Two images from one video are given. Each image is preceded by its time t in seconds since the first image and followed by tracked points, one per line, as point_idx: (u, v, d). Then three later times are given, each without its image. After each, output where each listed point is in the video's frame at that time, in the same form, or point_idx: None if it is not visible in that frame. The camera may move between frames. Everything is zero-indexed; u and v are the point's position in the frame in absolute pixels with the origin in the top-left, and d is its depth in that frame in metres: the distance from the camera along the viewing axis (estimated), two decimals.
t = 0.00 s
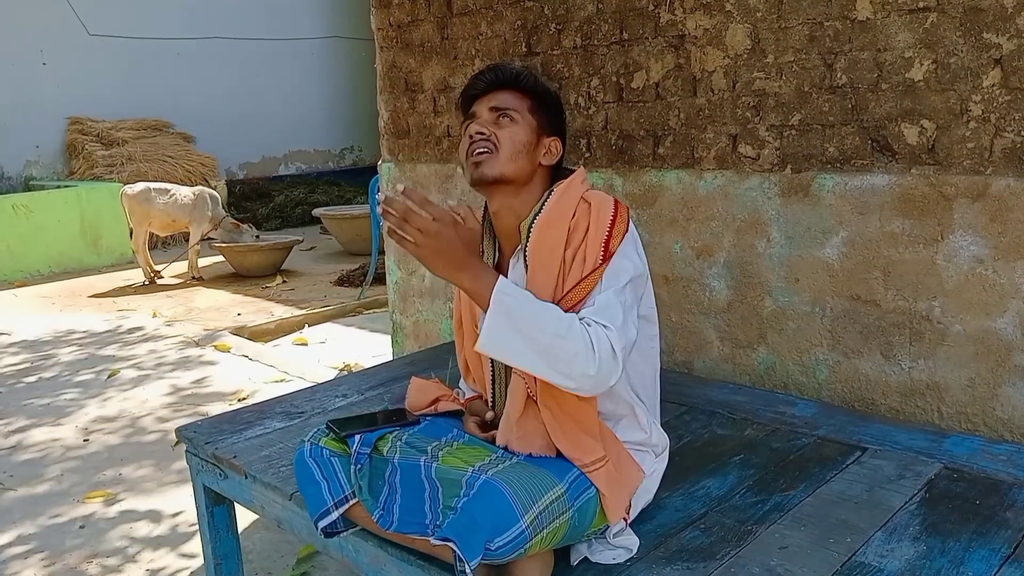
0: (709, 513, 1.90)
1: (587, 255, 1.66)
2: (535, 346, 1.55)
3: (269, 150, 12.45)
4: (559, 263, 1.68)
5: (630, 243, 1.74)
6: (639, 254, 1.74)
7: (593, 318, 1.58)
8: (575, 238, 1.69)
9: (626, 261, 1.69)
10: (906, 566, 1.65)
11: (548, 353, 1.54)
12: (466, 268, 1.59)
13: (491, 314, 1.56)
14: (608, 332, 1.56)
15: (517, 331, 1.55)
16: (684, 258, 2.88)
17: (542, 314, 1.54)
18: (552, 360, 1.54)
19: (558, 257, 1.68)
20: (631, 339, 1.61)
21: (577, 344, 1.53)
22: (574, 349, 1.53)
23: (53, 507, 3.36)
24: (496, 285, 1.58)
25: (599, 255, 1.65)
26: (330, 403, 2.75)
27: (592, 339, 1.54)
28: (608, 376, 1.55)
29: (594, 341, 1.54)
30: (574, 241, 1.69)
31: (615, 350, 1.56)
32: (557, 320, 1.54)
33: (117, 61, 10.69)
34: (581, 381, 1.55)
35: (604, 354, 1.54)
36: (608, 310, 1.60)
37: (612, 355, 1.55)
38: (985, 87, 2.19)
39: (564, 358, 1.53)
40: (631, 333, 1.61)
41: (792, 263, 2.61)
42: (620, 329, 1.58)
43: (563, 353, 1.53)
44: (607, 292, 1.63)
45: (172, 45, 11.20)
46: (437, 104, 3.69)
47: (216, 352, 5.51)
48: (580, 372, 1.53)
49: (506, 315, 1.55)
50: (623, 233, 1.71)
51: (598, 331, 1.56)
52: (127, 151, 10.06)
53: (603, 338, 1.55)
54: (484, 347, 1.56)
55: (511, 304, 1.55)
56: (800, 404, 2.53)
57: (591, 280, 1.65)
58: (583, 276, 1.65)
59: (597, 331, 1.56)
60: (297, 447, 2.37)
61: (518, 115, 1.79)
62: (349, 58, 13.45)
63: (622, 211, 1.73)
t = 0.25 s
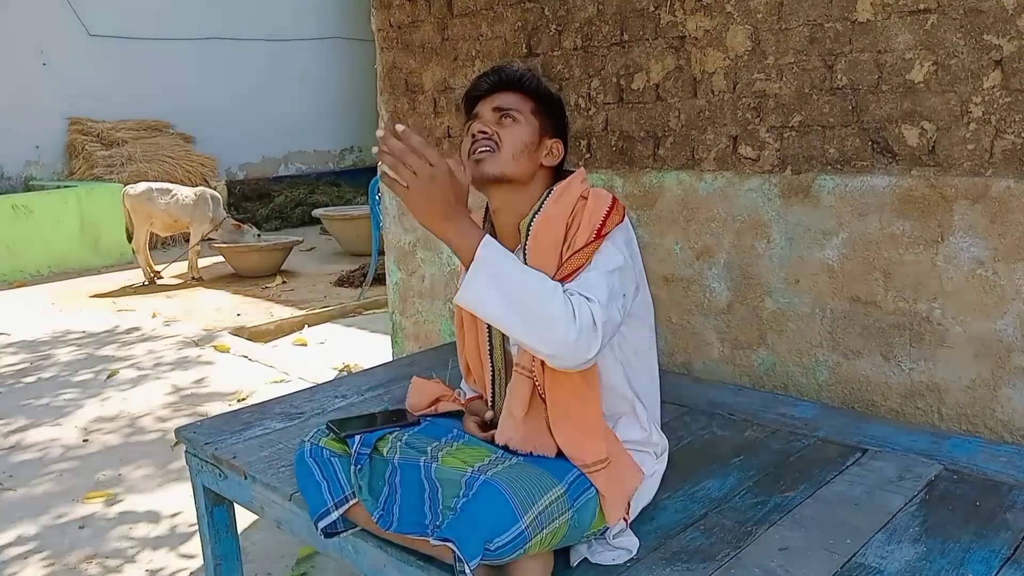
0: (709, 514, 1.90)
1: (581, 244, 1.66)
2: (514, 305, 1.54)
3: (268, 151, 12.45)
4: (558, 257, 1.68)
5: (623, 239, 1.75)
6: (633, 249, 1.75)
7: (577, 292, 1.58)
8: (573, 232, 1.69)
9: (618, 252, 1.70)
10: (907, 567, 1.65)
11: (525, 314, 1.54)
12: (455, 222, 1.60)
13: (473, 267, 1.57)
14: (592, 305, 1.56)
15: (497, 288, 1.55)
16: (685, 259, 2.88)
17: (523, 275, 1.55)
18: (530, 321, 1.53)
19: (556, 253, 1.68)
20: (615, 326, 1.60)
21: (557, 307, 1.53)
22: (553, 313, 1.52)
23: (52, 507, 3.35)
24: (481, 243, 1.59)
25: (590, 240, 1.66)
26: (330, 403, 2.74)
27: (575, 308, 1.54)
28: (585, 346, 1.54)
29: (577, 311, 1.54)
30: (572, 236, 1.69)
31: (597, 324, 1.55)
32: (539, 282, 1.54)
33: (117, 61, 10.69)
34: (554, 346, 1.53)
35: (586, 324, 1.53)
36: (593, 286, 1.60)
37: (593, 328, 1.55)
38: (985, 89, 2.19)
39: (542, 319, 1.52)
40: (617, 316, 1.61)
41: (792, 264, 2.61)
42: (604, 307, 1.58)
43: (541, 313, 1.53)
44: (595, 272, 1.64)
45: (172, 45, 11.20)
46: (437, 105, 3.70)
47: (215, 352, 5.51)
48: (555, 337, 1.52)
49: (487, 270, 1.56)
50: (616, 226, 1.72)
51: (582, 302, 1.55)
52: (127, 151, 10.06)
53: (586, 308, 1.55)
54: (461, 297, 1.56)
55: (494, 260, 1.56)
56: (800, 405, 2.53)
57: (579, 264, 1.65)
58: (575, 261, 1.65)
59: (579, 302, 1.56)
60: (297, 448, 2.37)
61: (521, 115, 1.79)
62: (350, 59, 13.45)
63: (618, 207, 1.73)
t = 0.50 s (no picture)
0: (710, 515, 1.89)
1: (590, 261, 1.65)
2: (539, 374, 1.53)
3: (268, 152, 12.45)
4: (559, 262, 1.68)
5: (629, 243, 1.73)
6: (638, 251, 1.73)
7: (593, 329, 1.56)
8: (576, 237, 1.69)
9: (623, 260, 1.68)
10: (908, 568, 1.64)
11: (554, 378, 1.52)
12: (460, 313, 1.54)
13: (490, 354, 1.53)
14: (610, 335, 1.55)
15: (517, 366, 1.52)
16: (685, 260, 2.88)
17: (541, 337, 1.52)
18: (558, 382, 1.52)
19: (557, 256, 1.68)
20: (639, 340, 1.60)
21: (581, 360, 1.51)
22: (580, 367, 1.51)
23: (52, 509, 3.35)
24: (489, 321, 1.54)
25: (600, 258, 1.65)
26: (330, 404, 2.74)
27: (596, 348, 1.52)
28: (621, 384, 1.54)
29: (599, 354, 1.52)
30: (575, 240, 1.69)
31: (622, 357, 1.54)
32: (556, 340, 1.52)
33: (116, 62, 10.68)
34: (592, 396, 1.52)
35: (611, 365, 1.52)
36: (609, 314, 1.58)
37: (619, 361, 1.54)
38: (986, 89, 2.18)
39: (573, 378, 1.51)
40: (638, 335, 1.61)
41: (793, 264, 2.61)
42: (622, 333, 1.56)
43: (570, 372, 1.51)
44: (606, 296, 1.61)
45: (172, 46, 11.20)
46: (437, 106, 3.69)
47: (215, 353, 5.51)
48: (590, 389, 1.51)
49: (506, 350, 1.53)
50: (622, 232, 1.70)
51: (601, 342, 1.54)
52: (126, 152, 10.06)
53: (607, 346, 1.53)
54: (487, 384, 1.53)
55: (506, 335, 1.52)
56: (800, 406, 2.52)
57: (592, 284, 1.63)
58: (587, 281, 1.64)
59: (600, 340, 1.54)
60: (297, 449, 2.37)
61: (516, 116, 1.79)
62: (350, 59, 13.45)
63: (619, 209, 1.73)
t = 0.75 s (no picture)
0: (711, 516, 1.90)
1: (604, 290, 1.69)
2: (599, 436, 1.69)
3: (270, 154, 12.47)
4: (562, 277, 1.73)
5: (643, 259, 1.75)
6: (649, 265, 1.75)
7: (631, 374, 1.67)
8: (579, 252, 1.73)
9: (640, 284, 1.72)
10: (909, 569, 1.65)
11: (613, 437, 1.68)
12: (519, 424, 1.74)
13: (551, 441, 1.69)
14: (646, 377, 1.66)
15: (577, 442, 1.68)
16: (685, 261, 2.88)
17: (592, 414, 1.66)
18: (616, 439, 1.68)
19: (560, 272, 1.73)
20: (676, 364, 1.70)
21: (631, 416, 1.66)
22: (633, 423, 1.66)
23: (54, 512, 3.36)
24: (542, 418, 1.68)
25: (617, 287, 1.68)
26: (332, 407, 2.75)
27: (638, 399, 1.65)
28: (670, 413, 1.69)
29: (642, 401, 1.65)
30: (579, 256, 1.72)
31: (664, 391, 1.67)
32: (605, 411, 1.66)
33: (118, 65, 10.71)
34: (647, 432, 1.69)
35: (656, 409, 1.66)
36: (642, 353, 1.67)
37: (661, 398, 1.67)
38: (984, 90, 2.19)
39: (630, 432, 1.67)
40: (672, 356, 1.71)
41: (793, 265, 2.61)
42: (657, 368, 1.67)
43: (625, 428, 1.67)
44: (634, 335, 1.69)
45: (173, 49, 11.22)
46: (438, 109, 3.70)
47: (218, 356, 5.52)
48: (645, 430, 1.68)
49: (565, 432, 1.68)
50: (632, 250, 1.72)
51: (641, 391, 1.65)
52: (128, 155, 10.08)
53: (647, 391, 1.65)
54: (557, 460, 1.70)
55: (559, 425, 1.67)
56: (801, 407, 2.53)
57: (616, 315, 1.69)
58: (608, 312, 1.69)
59: (639, 388, 1.66)
60: (299, 451, 2.37)
61: (509, 121, 1.80)
62: (351, 62, 13.47)
63: (622, 223, 1.75)
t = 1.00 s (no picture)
0: (713, 517, 1.90)
1: (609, 293, 1.69)
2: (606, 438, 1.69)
3: (272, 155, 12.48)
4: (566, 279, 1.73)
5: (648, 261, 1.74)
6: (655, 266, 1.74)
7: (637, 377, 1.67)
8: (584, 253, 1.73)
9: (645, 286, 1.71)
10: (911, 570, 1.64)
11: (620, 440, 1.68)
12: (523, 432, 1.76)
13: (560, 445, 1.69)
14: (652, 380, 1.66)
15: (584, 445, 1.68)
16: (688, 261, 2.88)
17: (599, 418, 1.66)
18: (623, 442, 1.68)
19: (564, 273, 1.73)
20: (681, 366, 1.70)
21: (638, 419, 1.66)
22: (640, 426, 1.66)
23: (58, 513, 3.37)
24: (550, 423, 1.68)
25: (623, 290, 1.68)
26: (334, 408, 2.75)
27: (644, 402, 1.65)
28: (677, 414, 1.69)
29: (649, 403, 1.66)
30: (585, 257, 1.72)
31: (669, 394, 1.67)
32: (611, 415, 1.66)
33: (120, 67, 10.72)
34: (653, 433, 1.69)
35: (662, 411, 1.66)
36: (647, 356, 1.67)
37: (667, 400, 1.67)
38: (987, 90, 2.18)
39: (637, 434, 1.67)
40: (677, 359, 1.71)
41: (795, 265, 2.61)
42: (663, 371, 1.67)
43: (631, 431, 1.67)
44: (640, 338, 1.68)
45: (176, 51, 11.23)
46: (440, 109, 3.70)
47: (220, 357, 5.53)
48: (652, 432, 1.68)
49: (572, 435, 1.68)
50: (638, 252, 1.71)
51: (648, 393, 1.66)
52: (131, 156, 10.09)
53: (653, 394, 1.66)
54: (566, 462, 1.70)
55: (567, 430, 1.67)
56: (803, 407, 2.52)
57: (622, 317, 1.68)
58: (614, 314, 1.69)
59: (646, 392, 1.66)
60: (302, 452, 2.37)
61: (508, 122, 1.79)
62: (353, 63, 13.48)
63: (627, 223, 1.74)
